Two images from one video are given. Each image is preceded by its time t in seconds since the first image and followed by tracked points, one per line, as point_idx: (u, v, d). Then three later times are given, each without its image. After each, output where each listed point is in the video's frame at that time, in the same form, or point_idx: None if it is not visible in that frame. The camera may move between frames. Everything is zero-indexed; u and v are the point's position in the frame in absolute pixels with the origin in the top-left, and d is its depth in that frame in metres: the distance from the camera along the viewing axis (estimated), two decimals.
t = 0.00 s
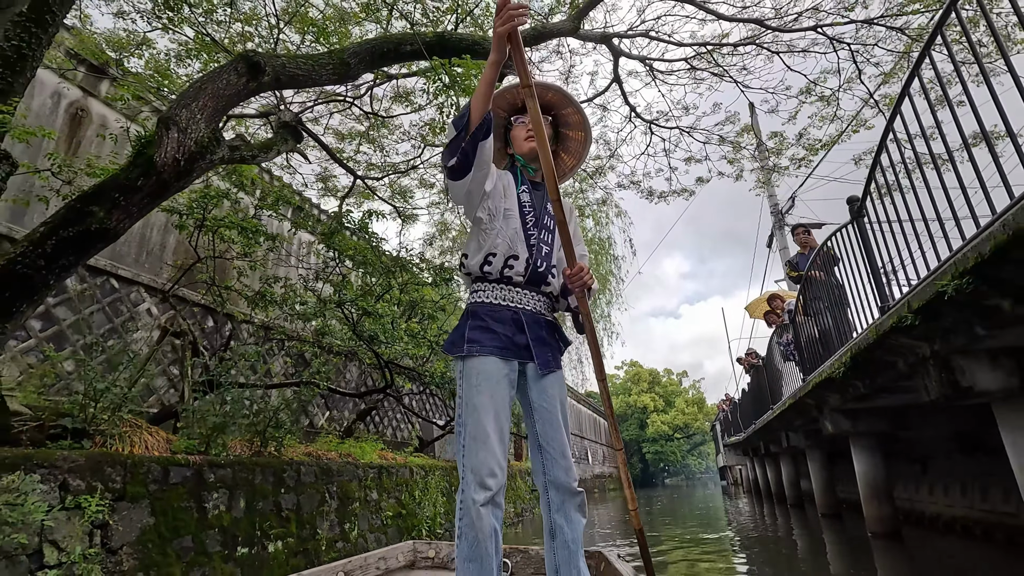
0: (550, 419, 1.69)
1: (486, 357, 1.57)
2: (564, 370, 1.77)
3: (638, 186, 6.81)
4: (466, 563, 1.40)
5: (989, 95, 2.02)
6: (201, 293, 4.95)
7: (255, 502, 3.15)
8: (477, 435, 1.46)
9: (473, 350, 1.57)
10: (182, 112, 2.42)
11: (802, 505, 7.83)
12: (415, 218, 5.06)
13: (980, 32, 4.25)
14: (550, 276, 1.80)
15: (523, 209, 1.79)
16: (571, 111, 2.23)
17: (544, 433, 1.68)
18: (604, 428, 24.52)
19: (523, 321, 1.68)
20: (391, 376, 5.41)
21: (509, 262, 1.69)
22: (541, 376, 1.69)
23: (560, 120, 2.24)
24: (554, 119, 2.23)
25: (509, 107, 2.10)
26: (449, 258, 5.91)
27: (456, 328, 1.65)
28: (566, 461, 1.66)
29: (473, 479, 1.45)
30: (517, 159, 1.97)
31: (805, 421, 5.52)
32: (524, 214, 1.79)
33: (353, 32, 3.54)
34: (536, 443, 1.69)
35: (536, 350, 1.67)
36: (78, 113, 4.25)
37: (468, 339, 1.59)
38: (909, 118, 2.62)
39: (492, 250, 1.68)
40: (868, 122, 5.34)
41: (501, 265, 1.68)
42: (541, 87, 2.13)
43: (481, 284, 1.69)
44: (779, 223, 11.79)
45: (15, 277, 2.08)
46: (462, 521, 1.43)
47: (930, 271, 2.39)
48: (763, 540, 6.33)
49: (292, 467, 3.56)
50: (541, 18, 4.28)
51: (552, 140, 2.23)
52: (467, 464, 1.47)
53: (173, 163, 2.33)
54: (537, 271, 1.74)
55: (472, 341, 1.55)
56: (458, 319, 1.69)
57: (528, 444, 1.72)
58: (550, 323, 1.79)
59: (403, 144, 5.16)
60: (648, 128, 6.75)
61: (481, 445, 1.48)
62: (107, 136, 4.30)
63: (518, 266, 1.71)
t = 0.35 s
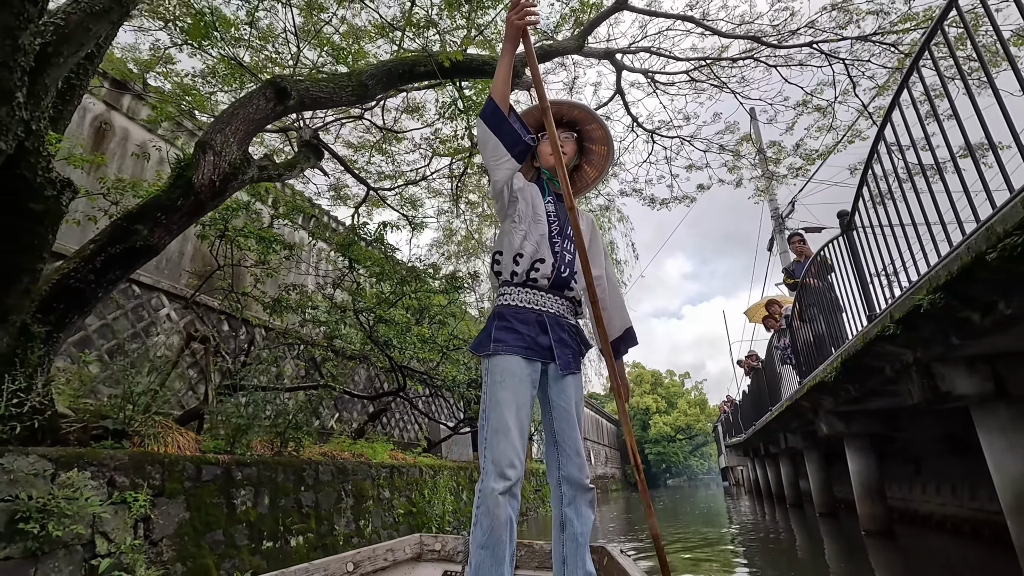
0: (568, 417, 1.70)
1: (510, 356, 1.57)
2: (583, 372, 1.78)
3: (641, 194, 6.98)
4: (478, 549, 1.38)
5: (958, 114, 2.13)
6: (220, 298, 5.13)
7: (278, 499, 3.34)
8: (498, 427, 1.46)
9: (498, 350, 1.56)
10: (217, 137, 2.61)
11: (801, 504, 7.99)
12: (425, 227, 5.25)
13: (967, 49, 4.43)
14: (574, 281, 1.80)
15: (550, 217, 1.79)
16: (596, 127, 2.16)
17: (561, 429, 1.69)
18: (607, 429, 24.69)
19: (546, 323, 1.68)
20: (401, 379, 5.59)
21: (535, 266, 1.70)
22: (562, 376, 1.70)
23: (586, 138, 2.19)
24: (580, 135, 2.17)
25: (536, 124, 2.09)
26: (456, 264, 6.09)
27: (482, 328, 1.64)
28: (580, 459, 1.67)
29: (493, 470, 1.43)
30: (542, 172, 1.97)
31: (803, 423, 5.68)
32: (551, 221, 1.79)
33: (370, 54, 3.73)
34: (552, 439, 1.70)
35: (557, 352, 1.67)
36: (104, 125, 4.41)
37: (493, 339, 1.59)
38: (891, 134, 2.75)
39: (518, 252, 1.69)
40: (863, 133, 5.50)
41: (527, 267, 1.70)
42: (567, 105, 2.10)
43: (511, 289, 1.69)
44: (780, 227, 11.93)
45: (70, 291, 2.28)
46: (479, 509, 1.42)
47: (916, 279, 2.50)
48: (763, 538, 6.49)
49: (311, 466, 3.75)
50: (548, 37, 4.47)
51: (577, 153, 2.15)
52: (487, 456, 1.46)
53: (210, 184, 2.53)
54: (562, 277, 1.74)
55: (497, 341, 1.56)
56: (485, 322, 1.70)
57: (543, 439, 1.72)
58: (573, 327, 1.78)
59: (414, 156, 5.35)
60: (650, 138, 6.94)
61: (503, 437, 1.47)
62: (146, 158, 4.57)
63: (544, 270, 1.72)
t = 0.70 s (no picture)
0: (567, 418, 1.75)
1: (509, 356, 1.64)
2: (582, 373, 1.84)
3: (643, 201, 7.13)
4: (480, 547, 1.44)
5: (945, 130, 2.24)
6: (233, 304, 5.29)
7: (295, 498, 3.51)
8: (497, 427, 1.53)
9: (497, 351, 1.64)
10: (242, 157, 2.78)
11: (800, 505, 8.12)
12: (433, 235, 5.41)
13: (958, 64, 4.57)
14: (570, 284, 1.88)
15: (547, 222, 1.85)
16: (590, 127, 2.23)
17: (561, 429, 1.75)
18: (610, 430, 24.85)
19: (544, 324, 1.74)
20: (409, 382, 5.76)
21: (533, 269, 1.78)
22: (561, 376, 1.76)
23: (581, 134, 2.25)
24: (576, 135, 2.24)
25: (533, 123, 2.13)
26: (463, 271, 6.25)
27: (482, 329, 1.72)
28: (580, 457, 1.72)
29: (492, 469, 1.49)
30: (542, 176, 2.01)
31: (801, 426, 5.81)
32: (547, 226, 1.85)
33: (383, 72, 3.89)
34: (551, 440, 1.75)
35: (555, 352, 1.73)
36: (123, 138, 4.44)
37: (493, 340, 1.66)
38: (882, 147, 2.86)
39: (516, 259, 1.77)
40: (861, 142, 5.64)
41: (524, 272, 1.77)
42: (564, 106, 2.14)
43: (506, 291, 1.77)
44: (781, 231, 12.03)
45: (109, 303, 2.45)
46: (481, 507, 1.48)
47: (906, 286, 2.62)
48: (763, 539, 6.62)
49: (325, 467, 3.91)
50: (553, 53, 4.63)
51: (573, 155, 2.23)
52: (487, 456, 1.52)
53: (237, 203, 2.71)
54: (560, 279, 1.81)
55: (496, 342, 1.63)
56: (485, 322, 1.77)
57: (544, 440, 1.77)
58: (571, 328, 1.86)
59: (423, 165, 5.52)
60: (651, 146, 7.09)
61: (501, 437, 1.53)
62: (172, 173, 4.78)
63: (541, 274, 1.80)
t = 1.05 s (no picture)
0: (559, 416, 1.81)
1: (492, 360, 1.76)
2: (573, 369, 1.90)
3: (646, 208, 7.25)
4: (479, 553, 1.57)
5: (939, 140, 2.41)
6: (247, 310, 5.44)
7: (312, 498, 3.65)
8: (483, 433, 1.65)
9: (481, 354, 1.76)
10: (266, 175, 2.93)
11: (801, 507, 8.24)
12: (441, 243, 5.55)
13: (953, 79, 4.71)
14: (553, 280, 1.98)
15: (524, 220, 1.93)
16: (570, 116, 2.25)
17: (553, 428, 1.81)
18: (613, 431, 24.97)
19: (528, 323, 1.85)
20: (418, 386, 5.90)
21: (514, 271, 1.88)
22: (548, 376, 1.83)
23: (562, 122, 2.25)
24: (556, 125, 2.25)
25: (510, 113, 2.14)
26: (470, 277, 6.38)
27: (467, 333, 1.85)
28: (574, 457, 1.78)
29: (482, 475, 1.62)
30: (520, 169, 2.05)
31: (800, 429, 5.93)
32: (526, 224, 1.93)
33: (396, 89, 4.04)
34: (545, 440, 1.82)
35: (542, 351, 1.82)
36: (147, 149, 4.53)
37: (476, 343, 1.78)
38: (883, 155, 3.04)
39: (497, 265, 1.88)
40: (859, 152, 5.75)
41: (506, 276, 1.88)
42: (540, 95, 2.13)
43: (491, 295, 1.90)
44: (784, 235, 12.12)
45: (143, 314, 2.61)
46: (475, 515, 1.62)
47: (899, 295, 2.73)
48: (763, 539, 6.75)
49: (339, 469, 4.05)
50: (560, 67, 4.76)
51: (553, 146, 2.24)
52: (477, 462, 1.65)
53: (261, 219, 2.86)
54: (541, 278, 1.91)
55: (479, 345, 1.75)
56: (472, 325, 1.90)
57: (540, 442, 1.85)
58: (559, 324, 1.94)
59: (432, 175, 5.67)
60: (654, 154, 7.23)
61: (488, 442, 1.65)
62: (194, 187, 4.88)
63: (523, 275, 1.90)
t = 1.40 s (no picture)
0: (555, 416, 1.87)
1: (491, 361, 1.81)
2: (569, 370, 1.96)
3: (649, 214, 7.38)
4: (483, 554, 1.64)
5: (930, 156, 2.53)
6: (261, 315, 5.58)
7: (329, 498, 3.81)
8: (483, 435, 1.70)
9: (479, 356, 1.80)
10: (289, 192, 3.08)
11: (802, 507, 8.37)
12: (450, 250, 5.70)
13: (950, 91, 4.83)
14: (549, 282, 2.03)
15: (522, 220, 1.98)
16: (572, 117, 2.35)
17: (550, 428, 1.87)
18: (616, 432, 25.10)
19: (525, 324, 1.90)
20: (427, 389, 6.05)
21: (511, 271, 1.92)
22: (545, 376, 1.89)
23: (563, 122, 2.35)
24: (558, 123, 2.36)
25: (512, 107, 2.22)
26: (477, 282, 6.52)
27: (464, 334, 1.90)
28: (572, 457, 1.84)
29: (483, 477, 1.69)
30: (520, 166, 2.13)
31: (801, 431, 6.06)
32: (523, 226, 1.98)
33: (409, 103, 4.18)
34: (542, 439, 1.88)
35: (538, 352, 1.87)
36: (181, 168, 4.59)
37: (474, 345, 1.83)
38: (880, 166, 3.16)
39: (493, 266, 1.92)
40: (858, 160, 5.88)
41: (502, 277, 1.92)
42: (543, 93, 2.22)
43: (485, 294, 1.94)
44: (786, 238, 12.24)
45: (176, 324, 2.76)
46: (477, 517, 1.68)
47: (895, 301, 2.85)
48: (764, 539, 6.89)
49: (354, 470, 4.21)
50: (567, 80, 4.91)
51: (553, 145, 2.36)
52: (478, 465, 1.71)
53: (285, 233, 3.01)
54: (537, 279, 1.96)
55: (477, 347, 1.80)
56: (467, 325, 1.94)
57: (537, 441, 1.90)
58: (553, 324, 2.01)
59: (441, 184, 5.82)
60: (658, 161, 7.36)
61: (488, 444, 1.71)
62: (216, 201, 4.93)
63: (519, 275, 1.94)
